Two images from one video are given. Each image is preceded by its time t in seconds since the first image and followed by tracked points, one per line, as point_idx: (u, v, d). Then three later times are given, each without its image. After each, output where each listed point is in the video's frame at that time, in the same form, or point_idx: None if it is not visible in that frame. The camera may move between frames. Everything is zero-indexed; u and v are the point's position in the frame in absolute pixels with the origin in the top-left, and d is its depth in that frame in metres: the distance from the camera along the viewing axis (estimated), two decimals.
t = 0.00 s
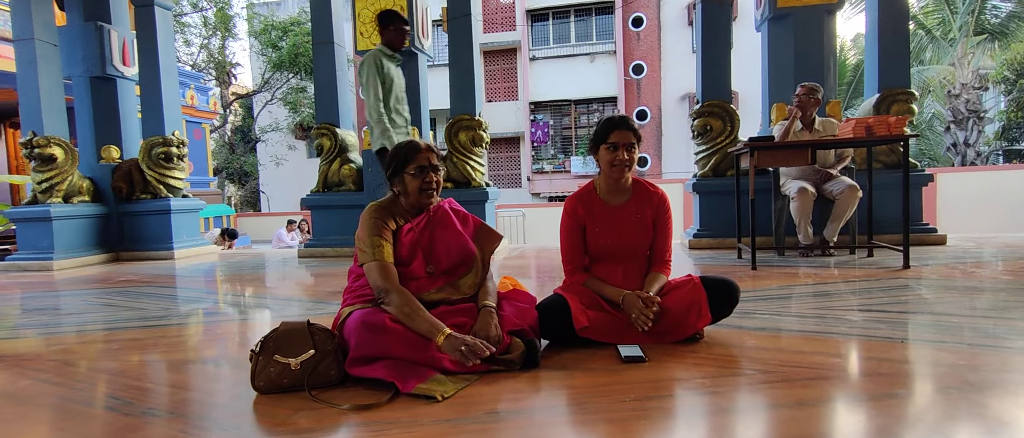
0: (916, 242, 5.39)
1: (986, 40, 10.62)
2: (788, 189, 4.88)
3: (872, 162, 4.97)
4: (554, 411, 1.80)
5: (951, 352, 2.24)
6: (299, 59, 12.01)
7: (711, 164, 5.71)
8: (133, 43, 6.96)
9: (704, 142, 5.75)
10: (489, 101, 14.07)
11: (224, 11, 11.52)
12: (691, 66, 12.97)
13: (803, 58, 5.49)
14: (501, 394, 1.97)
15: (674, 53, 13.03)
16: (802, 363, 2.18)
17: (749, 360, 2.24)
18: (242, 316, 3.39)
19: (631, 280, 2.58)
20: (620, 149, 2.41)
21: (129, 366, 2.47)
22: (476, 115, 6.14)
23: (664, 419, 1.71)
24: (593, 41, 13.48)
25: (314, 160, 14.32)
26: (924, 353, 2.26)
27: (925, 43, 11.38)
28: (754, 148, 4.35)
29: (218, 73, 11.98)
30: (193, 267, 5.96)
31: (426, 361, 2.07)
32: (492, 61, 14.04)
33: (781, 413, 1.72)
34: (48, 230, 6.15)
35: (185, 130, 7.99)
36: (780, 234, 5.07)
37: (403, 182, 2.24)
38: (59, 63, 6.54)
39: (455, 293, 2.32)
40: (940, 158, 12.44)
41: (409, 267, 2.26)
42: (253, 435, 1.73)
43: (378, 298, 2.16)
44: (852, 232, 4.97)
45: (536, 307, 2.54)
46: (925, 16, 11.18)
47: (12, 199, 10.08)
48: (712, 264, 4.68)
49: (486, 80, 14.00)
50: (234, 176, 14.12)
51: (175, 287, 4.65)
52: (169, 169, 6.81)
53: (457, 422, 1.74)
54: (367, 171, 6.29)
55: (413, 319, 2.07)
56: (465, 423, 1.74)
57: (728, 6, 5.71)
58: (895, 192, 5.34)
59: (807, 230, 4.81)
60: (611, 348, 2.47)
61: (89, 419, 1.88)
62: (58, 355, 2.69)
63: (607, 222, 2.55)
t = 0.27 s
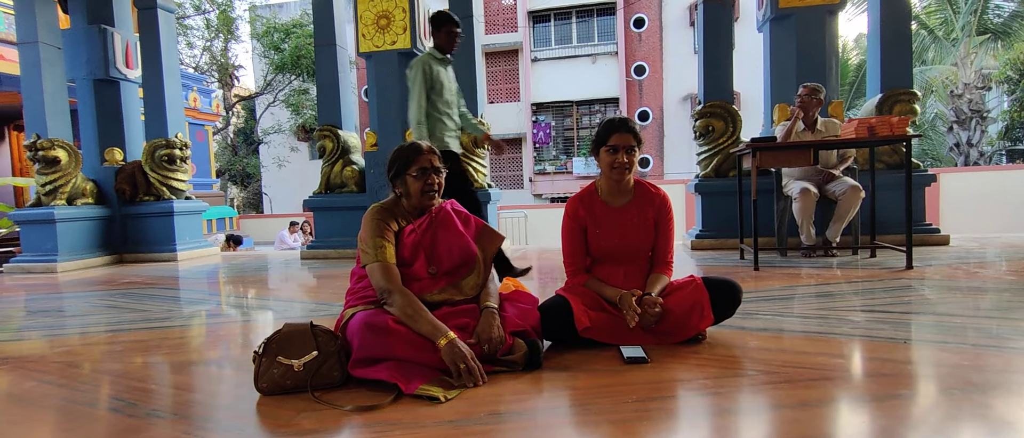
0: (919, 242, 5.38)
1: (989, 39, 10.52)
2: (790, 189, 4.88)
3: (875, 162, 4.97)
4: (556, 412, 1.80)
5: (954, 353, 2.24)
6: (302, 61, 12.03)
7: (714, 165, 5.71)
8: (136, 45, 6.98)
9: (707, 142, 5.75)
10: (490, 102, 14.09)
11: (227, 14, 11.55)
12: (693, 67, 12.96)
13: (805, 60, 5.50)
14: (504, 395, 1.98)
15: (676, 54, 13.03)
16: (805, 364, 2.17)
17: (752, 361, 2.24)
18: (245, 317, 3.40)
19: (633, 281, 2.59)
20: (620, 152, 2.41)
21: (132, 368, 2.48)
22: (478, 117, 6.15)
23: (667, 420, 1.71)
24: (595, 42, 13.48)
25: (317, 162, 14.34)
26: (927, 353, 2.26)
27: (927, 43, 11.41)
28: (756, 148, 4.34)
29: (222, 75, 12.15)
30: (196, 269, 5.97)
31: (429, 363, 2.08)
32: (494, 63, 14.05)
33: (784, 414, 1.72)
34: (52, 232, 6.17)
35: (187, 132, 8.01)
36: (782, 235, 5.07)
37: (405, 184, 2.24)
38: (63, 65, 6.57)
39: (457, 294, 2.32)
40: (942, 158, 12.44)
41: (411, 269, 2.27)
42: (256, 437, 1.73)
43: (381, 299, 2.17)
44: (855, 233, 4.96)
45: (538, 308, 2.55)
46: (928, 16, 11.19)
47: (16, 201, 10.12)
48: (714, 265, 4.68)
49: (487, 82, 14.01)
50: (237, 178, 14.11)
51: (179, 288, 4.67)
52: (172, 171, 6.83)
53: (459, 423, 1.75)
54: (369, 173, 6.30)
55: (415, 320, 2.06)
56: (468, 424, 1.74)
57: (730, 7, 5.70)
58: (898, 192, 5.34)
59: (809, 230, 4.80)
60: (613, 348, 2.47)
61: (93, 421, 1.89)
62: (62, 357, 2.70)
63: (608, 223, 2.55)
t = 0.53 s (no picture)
0: (921, 242, 5.37)
1: (991, 39, 10.51)
2: (792, 189, 4.87)
3: (877, 162, 4.96)
4: (559, 413, 1.80)
5: (957, 352, 2.24)
6: (303, 63, 12.05)
7: (715, 165, 5.70)
8: (138, 47, 6.99)
9: (708, 143, 5.75)
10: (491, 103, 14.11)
11: (228, 16, 11.56)
12: (694, 67, 12.96)
13: (806, 59, 5.49)
14: (506, 395, 1.98)
15: (677, 54, 13.02)
16: (808, 364, 2.17)
17: (754, 361, 2.24)
18: (247, 319, 3.41)
19: (634, 281, 2.58)
20: (622, 153, 2.41)
21: (134, 369, 2.48)
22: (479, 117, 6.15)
23: (669, 420, 1.71)
24: (596, 42, 13.49)
25: (319, 163, 14.34)
26: (931, 353, 2.25)
27: (929, 42, 11.36)
28: (757, 148, 4.34)
29: (224, 77, 12.22)
30: (198, 270, 5.98)
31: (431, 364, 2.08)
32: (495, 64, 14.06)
33: (787, 414, 1.72)
34: (55, 234, 6.18)
35: (190, 133, 8.03)
36: (784, 235, 5.06)
37: (407, 185, 2.24)
38: (65, 68, 6.59)
39: (458, 295, 2.33)
40: (945, 157, 12.42)
41: (413, 269, 2.27)
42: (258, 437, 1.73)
43: (382, 300, 2.17)
44: (857, 233, 4.95)
45: (539, 309, 2.55)
46: (930, 15, 11.15)
47: (18, 203, 10.15)
48: (716, 265, 4.68)
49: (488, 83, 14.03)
50: (239, 179, 14.31)
51: (181, 290, 4.67)
52: (175, 173, 6.84)
53: (462, 424, 1.75)
54: (371, 174, 6.30)
55: (418, 321, 2.07)
56: (470, 424, 1.74)
57: (731, 7, 5.70)
58: (900, 192, 5.33)
59: (811, 230, 4.80)
60: (615, 349, 2.46)
61: (96, 422, 1.90)
62: (65, 358, 2.71)
63: (609, 224, 2.55)
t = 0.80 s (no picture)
0: (922, 241, 5.37)
1: (991, 38, 10.49)
2: (792, 189, 4.87)
3: (877, 162, 4.96)
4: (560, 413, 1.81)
5: (958, 352, 2.24)
6: (304, 64, 12.07)
7: (715, 165, 5.70)
8: (139, 49, 7.00)
9: (709, 143, 5.75)
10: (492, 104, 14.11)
11: (229, 17, 11.56)
12: (694, 67, 12.96)
13: (806, 59, 5.49)
14: (507, 396, 1.98)
15: (677, 54, 13.03)
16: (809, 364, 2.17)
17: (755, 361, 2.24)
18: (249, 320, 3.41)
19: (635, 282, 2.59)
20: (620, 158, 2.41)
21: (137, 370, 2.49)
22: (480, 118, 6.16)
23: (670, 420, 1.71)
24: (596, 43, 13.50)
25: (320, 164, 14.32)
26: (932, 353, 2.25)
27: (930, 41, 11.32)
28: (758, 148, 4.34)
29: (224, 78, 12.22)
30: (200, 271, 5.99)
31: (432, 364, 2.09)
32: (495, 64, 14.06)
33: (788, 414, 1.72)
34: (56, 235, 6.19)
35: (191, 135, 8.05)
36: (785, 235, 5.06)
37: (408, 186, 2.25)
38: (67, 70, 6.61)
39: (459, 296, 2.33)
40: (946, 157, 12.42)
41: (414, 270, 2.27)
42: None
43: (384, 300, 2.18)
44: (858, 233, 4.95)
45: (540, 309, 2.55)
46: (930, 14, 11.12)
47: (20, 205, 10.17)
48: (717, 265, 4.68)
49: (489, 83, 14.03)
50: (240, 180, 14.19)
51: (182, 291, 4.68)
52: (175, 174, 6.85)
53: (463, 424, 1.75)
54: (372, 175, 6.31)
55: (419, 321, 2.07)
56: (472, 425, 1.74)
57: (731, 7, 5.70)
58: (901, 192, 5.33)
59: (812, 230, 4.80)
60: (616, 349, 2.47)
61: (98, 423, 1.90)
62: (67, 360, 2.72)
63: (610, 224, 2.56)
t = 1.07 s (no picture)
0: (924, 241, 5.36)
1: (991, 37, 10.47)
2: (793, 189, 4.86)
3: (878, 161, 4.96)
4: (561, 413, 1.81)
5: (959, 351, 2.24)
6: (305, 65, 12.09)
7: (716, 165, 5.70)
8: (139, 51, 7.01)
9: (709, 143, 5.75)
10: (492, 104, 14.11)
11: (229, 19, 11.56)
12: (695, 67, 12.96)
13: (806, 59, 5.49)
14: (507, 396, 1.98)
15: (677, 54, 13.03)
16: (810, 363, 2.17)
17: (756, 361, 2.24)
18: (249, 321, 3.41)
19: (635, 282, 2.59)
20: (620, 162, 2.41)
21: (138, 371, 2.49)
22: (480, 118, 6.16)
23: (671, 420, 1.71)
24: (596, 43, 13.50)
25: (320, 165, 14.31)
26: (933, 352, 2.25)
27: (930, 41, 11.29)
28: (758, 148, 4.34)
29: (224, 79, 12.24)
30: (201, 273, 5.99)
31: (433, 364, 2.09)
32: (496, 65, 14.06)
33: (788, 413, 1.72)
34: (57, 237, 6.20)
35: (191, 136, 8.05)
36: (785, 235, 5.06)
37: (408, 187, 2.25)
38: (68, 71, 6.62)
39: (460, 296, 2.34)
40: (946, 156, 12.41)
41: (414, 271, 2.28)
42: None
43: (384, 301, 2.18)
44: (858, 233, 4.95)
45: (540, 309, 2.55)
46: (931, 13, 11.09)
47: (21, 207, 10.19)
48: (717, 265, 4.68)
49: (489, 84, 14.03)
50: (241, 182, 14.17)
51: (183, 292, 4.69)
52: (176, 176, 6.86)
53: (463, 424, 1.75)
54: (372, 175, 6.31)
55: (419, 322, 2.07)
56: (472, 425, 1.74)
57: (731, 7, 5.69)
58: (902, 191, 5.33)
59: (812, 229, 4.81)
60: (617, 349, 2.47)
61: (99, 425, 1.90)
62: (68, 361, 2.72)
63: (610, 225, 2.56)
